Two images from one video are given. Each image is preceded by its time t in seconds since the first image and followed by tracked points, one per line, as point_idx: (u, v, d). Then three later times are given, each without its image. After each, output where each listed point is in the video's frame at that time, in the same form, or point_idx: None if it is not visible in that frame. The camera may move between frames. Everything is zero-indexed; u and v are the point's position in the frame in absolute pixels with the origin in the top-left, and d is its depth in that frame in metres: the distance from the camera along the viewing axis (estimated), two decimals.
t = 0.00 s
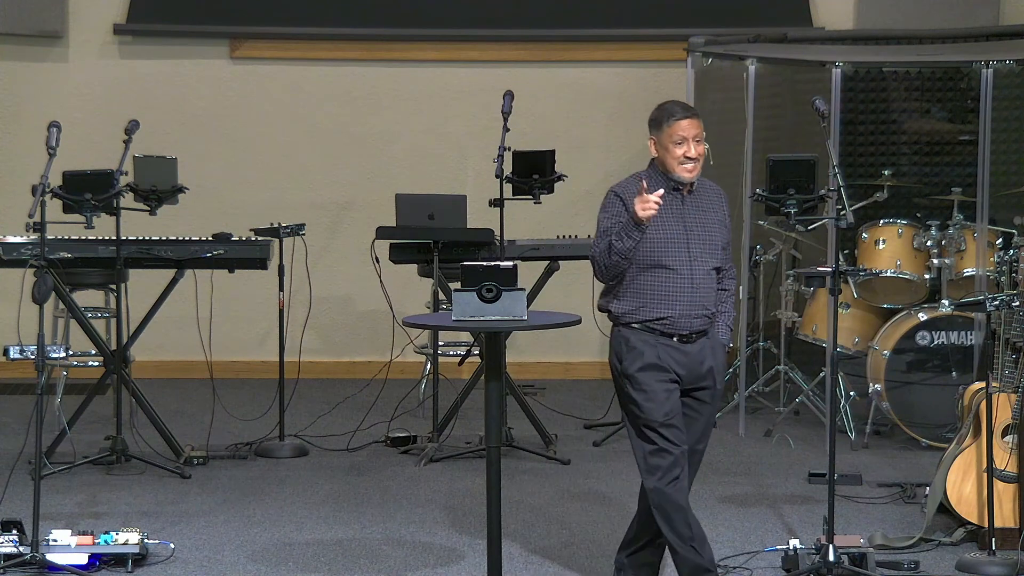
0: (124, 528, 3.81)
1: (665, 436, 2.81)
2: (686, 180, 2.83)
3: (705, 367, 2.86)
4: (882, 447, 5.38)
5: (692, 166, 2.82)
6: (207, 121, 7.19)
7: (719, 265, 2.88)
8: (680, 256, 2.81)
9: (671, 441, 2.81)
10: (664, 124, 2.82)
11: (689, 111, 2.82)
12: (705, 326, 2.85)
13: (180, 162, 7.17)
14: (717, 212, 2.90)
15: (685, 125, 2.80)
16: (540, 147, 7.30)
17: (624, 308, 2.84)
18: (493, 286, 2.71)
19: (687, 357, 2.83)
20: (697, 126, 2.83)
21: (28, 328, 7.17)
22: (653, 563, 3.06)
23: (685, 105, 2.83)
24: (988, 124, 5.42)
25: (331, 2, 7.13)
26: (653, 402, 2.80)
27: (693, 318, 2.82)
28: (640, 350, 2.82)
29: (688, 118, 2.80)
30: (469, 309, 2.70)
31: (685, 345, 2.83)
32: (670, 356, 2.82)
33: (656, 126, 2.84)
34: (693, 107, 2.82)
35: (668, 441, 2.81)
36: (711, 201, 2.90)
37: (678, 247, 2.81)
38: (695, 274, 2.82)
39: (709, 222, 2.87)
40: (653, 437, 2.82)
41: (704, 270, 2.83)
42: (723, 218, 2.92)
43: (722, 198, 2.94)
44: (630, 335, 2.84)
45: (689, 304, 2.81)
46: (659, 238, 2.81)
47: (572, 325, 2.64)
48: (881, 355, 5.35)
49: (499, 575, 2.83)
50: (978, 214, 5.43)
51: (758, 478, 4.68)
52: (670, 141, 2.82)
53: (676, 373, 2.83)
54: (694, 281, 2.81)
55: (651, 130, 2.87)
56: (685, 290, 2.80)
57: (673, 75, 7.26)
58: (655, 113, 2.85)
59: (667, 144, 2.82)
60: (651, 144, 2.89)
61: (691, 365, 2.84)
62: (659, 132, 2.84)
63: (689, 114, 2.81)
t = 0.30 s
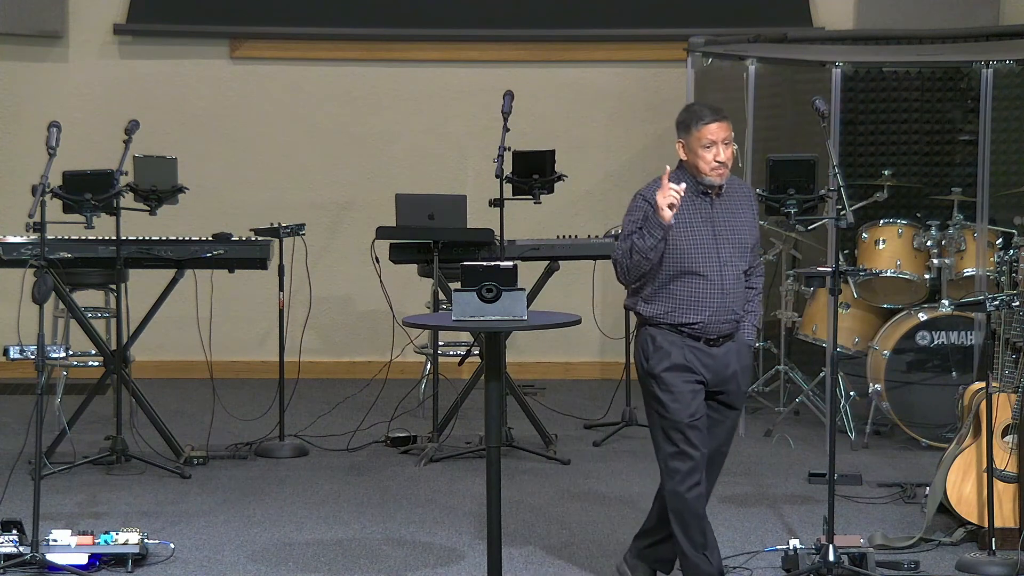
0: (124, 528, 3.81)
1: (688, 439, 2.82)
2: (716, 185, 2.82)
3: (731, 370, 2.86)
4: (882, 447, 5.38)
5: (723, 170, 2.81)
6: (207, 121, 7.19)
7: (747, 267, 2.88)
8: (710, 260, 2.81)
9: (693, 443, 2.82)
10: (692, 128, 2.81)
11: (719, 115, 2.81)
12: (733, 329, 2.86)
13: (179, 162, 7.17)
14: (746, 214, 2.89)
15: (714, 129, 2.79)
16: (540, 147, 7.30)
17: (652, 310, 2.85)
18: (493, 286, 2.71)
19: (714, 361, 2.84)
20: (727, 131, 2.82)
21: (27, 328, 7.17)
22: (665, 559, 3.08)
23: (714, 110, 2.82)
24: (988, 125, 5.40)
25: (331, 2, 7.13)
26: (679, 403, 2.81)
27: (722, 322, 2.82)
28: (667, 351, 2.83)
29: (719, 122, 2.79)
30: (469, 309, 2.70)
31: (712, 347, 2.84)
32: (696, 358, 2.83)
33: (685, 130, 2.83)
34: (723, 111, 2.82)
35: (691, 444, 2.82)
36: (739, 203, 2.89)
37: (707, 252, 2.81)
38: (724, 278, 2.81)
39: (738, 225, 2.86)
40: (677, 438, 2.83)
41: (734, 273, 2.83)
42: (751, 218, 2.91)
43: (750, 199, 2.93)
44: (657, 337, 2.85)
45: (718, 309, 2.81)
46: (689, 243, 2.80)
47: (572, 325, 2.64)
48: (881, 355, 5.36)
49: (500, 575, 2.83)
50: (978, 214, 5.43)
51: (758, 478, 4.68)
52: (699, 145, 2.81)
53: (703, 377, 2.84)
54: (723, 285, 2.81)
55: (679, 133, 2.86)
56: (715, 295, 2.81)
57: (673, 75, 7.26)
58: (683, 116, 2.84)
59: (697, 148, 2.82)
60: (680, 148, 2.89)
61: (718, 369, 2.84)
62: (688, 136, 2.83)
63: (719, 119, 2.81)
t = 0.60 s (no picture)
0: (124, 528, 3.81)
1: (699, 444, 2.82)
2: (726, 180, 2.83)
3: (750, 372, 2.85)
4: (882, 447, 5.38)
5: (731, 164, 2.83)
6: (208, 121, 7.20)
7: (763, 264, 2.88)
8: (724, 260, 2.81)
9: (704, 449, 2.83)
10: (699, 125, 2.85)
11: (726, 111, 2.86)
12: (750, 328, 2.85)
13: (179, 162, 7.17)
14: (759, 211, 2.89)
15: (722, 124, 2.83)
16: (540, 147, 7.30)
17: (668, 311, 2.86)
18: (493, 286, 2.71)
19: (731, 360, 2.84)
20: (734, 126, 2.86)
21: (27, 328, 7.17)
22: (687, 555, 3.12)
23: (721, 106, 2.87)
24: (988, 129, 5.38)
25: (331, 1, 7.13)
26: (691, 408, 2.81)
27: (738, 321, 2.82)
28: (681, 352, 2.83)
29: (726, 117, 2.83)
30: (469, 309, 2.70)
31: (728, 347, 2.85)
32: (712, 359, 2.83)
33: (692, 127, 2.87)
34: (729, 107, 2.86)
35: (701, 450, 2.82)
36: (752, 199, 2.90)
37: (720, 250, 2.81)
38: (738, 277, 2.82)
39: (751, 222, 2.86)
40: (687, 443, 2.84)
41: (748, 272, 2.83)
42: (766, 215, 2.90)
43: (764, 196, 2.93)
44: (672, 339, 2.86)
45: (733, 307, 2.81)
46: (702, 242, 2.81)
47: (572, 325, 2.64)
48: (881, 355, 5.35)
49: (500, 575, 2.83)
50: (978, 214, 5.43)
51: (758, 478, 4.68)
52: (707, 141, 2.85)
53: (720, 378, 2.84)
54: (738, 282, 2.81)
55: (687, 132, 2.90)
56: (730, 292, 2.80)
57: (673, 75, 7.26)
58: (690, 114, 2.89)
59: (705, 144, 2.85)
60: (689, 147, 2.92)
61: (734, 370, 2.84)
62: (696, 134, 2.87)
63: (726, 114, 2.85)
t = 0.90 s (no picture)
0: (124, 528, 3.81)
1: (699, 445, 2.85)
2: (732, 175, 2.83)
3: (762, 373, 2.82)
4: (882, 447, 5.38)
5: (738, 158, 2.83)
6: (208, 121, 7.20)
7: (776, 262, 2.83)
8: (730, 257, 2.79)
9: (705, 450, 2.85)
10: (705, 120, 2.86)
11: (733, 106, 2.86)
12: (763, 327, 2.81)
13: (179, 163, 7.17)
14: (771, 207, 2.85)
15: (728, 118, 2.83)
16: (540, 147, 7.30)
17: (676, 311, 2.86)
18: (493, 286, 2.71)
19: (741, 360, 2.81)
20: (741, 121, 2.87)
21: (27, 328, 7.17)
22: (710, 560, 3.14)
23: (727, 101, 2.88)
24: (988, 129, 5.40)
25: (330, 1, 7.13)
26: (693, 409, 2.84)
27: (747, 320, 2.78)
28: (690, 352, 2.83)
29: (731, 111, 2.84)
30: (469, 309, 2.70)
31: (740, 347, 2.82)
32: (721, 359, 2.82)
33: (699, 123, 2.88)
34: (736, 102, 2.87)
35: (701, 452, 2.85)
36: (763, 195, 2.86)
37: (726, 247, 2.79)
38: (746, 275, 2.78)
39: (761, 218, 2.82)
40: (689, 446, 2.86)
41: (757, 269, 2.79)
42: (779, 211, 2.86)
43: (777, 191, 2.89)
44: (681, 339, 2.87)
45: (742, 305, 2.78)
46: (707, 239, 2.80)
47: (572, 324, 2.64)
48: (881, 355, 5.34)
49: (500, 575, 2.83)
50: (978, 214, 5.44)
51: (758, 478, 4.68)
52: (713, 136, 2.85)
53: (730, 378, 2.82)
54: (746, 279, 2.78)
55: (693, 128, 2.91)
56: (738, 291, 2.78)
57: (673, 75, 7.26)
58: (696, 111, 2.90)
59: (712, 139, 2.85)
60: (695, 143, 2.93)
61: (744, 370, 2.82)
62: (702, 129, 2.88)
63: (733, 109, 2.85)
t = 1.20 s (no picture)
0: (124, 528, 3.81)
1: (709, 446, 2.85)
2: (759, 177, 2.82)
3: (778, 379, 2.81)
4: (882, 447, 5.37)
5: (767, 159, 2.82)
6: (207, 121, 7.20)
7: (798, 268, 2.82)
8: (749, 259, 2.79)
9: (714, 451, 2.85)
10: (735, 119, 2.86)
11: (763, 107, 2.86)
12: (780, 333, 2.80)
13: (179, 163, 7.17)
14: (799, 213, 2.84)
15: (757, 119, 2.83)
16: (540, 147, 7.30)
17: (694, 310, 2.88)
18: (493, 286, 2.71)
19: (756, 364, 2.80)
20: (770, 123, 2.86)
21: (27, 328, 7.17)
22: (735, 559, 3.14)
23: (757, 103, 2.87)
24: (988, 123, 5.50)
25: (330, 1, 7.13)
26: (704, 410, 2.84)
27: (761, 323, 2.78)
28: (705, 352, 2.84)
29: (762, 112, 2.83)
30: (469, 309, 2.70)
31: (755, 351, 2.81)
32: (734, 361, 2.81)
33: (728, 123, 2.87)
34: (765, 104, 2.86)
35: (710, 454, 2.85)
36: (791, 200, 2.85)
37: (745, 249, 2.80)
38: (762, 278, 2.78)
39: (785, 223, 2.82)
40: (699, 445, 2.87)
41: (775, 274, 2.79)
42: (806, 218, 2.85)
43: (808, 197, 2.88)
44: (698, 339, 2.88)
45: (756, 308, 2.78)
46: (727, 240, 2.81)
47: (572, 324, 2.64)
48: (881, 355, 5.34)
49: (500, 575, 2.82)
50: (979, 214, 5.47)
51: (758, 478, 4.67)
52: (742, 137, 2.84)
53: (743, 382, 2.82)
54: (764, 282, 2.78)
55: (722, 129, 2.90)
56: (755, 294, 2.78)
57: (673, 75, 7.25)
58: (726, 111, 2.89)
59: (741, 139, 2.85)
60: (724, 144, 2.92)
61: (760, 374, 2.81)
62: (732, 130, 2.87)
63: (763, 110, 2.84)
